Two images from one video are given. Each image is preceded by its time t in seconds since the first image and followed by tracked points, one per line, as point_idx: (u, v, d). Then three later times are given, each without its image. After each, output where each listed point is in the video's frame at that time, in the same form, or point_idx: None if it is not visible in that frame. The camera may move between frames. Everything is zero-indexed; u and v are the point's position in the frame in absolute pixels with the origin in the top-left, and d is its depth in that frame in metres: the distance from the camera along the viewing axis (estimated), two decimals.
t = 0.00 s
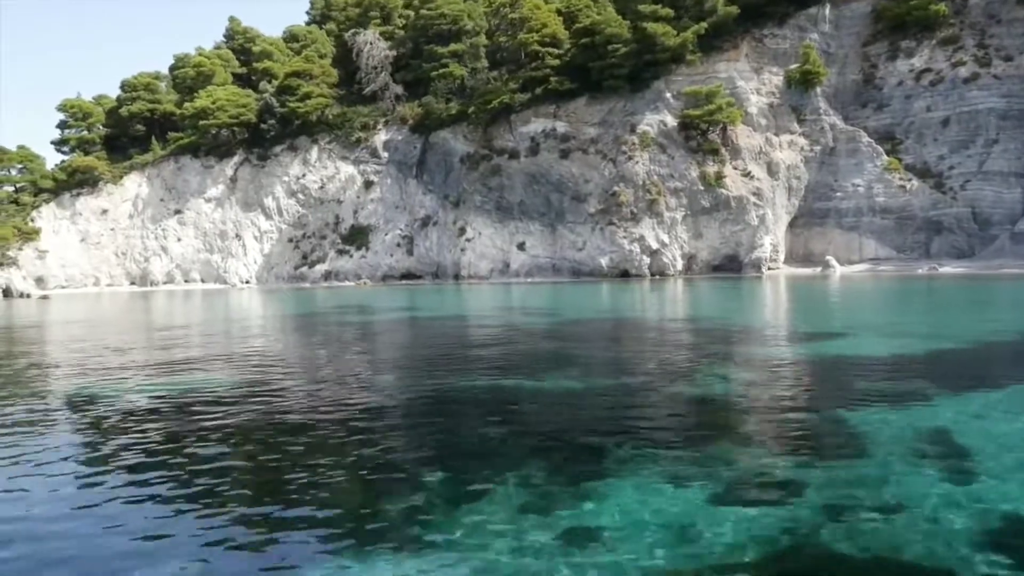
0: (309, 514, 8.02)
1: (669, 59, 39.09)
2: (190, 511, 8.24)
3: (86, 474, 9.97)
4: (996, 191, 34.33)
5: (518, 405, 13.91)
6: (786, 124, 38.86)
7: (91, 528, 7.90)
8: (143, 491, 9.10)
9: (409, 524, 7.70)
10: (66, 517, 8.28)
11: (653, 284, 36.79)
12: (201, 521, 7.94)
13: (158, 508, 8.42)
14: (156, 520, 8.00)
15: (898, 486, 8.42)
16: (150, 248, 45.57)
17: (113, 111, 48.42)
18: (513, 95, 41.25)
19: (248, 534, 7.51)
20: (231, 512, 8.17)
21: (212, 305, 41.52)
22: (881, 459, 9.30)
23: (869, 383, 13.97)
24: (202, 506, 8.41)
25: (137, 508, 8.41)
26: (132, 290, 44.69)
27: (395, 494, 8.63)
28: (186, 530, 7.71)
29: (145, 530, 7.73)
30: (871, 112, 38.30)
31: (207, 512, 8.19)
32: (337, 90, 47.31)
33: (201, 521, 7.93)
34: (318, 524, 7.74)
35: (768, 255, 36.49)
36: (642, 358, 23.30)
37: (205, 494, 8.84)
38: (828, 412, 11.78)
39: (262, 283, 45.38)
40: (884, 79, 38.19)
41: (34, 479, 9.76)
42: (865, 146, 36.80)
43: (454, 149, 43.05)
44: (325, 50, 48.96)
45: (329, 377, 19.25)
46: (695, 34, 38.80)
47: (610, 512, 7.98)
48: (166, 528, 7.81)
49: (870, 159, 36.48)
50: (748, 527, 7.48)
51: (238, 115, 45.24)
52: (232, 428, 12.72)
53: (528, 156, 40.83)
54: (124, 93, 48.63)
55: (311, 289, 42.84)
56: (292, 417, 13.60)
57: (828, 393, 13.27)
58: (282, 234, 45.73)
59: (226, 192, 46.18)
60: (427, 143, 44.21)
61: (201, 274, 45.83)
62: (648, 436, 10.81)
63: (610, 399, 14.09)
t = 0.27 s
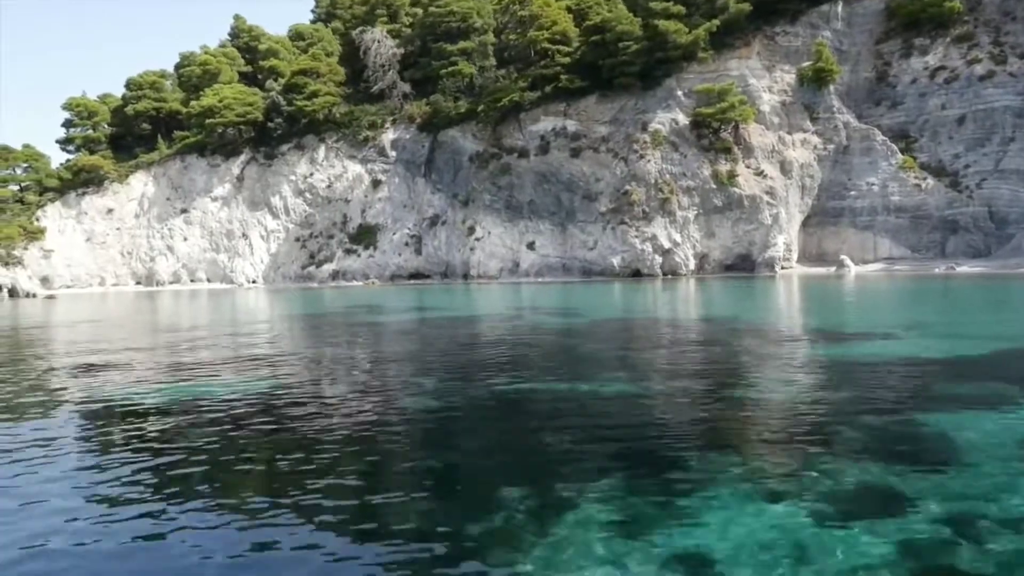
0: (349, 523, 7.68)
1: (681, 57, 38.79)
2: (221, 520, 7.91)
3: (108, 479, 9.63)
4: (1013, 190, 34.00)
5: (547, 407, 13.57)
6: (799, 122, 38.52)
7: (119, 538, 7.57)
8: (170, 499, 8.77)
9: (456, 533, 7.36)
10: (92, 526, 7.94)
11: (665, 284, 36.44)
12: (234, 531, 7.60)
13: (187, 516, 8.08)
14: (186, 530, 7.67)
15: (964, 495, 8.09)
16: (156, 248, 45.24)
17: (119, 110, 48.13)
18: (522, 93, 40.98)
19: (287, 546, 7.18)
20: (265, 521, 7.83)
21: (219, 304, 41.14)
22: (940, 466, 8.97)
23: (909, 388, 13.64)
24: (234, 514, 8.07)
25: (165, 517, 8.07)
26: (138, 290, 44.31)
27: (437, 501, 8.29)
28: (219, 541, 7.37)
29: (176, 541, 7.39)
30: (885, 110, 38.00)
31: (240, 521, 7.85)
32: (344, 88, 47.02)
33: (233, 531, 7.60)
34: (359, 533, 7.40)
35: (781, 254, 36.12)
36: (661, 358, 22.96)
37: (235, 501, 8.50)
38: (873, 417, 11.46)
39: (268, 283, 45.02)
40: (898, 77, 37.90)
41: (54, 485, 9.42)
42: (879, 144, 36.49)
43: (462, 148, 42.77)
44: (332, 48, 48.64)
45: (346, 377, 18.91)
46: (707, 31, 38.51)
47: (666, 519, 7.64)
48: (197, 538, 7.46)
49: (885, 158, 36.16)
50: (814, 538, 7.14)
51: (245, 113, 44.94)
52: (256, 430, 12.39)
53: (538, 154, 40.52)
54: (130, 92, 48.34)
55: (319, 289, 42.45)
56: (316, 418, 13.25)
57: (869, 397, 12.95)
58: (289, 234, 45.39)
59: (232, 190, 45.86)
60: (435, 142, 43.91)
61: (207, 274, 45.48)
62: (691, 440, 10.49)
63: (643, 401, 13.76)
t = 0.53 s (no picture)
0: (387, 529, 7.42)
1: (691, 55, 38.51)
2: (247, 526, 7.66)
3: (125, 484, 9.38)
4: None
5: (573, 407, 13.30)
6: (810, 121, 38.25)
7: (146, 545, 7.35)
8: (192, 503, 8.52)
9: (498, 538, 7.11)
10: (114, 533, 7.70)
11: (676, 284, 36.15)
12: (263, 538, 7.36)
13: (210, 522, 7.83)
14: (212, 536, 7.43)
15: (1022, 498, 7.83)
16: (161, 247, 44.96)
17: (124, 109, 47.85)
18: (531, 92, 40.77)
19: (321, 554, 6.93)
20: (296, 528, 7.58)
21: (224, 304, 40.82)
22: (993, 468, 8.71)
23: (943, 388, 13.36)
24: (262, 520, 7.83)
25: (188, 523, 7.84)
26: (143, 289, 43.99)
27: (475, 505, 8.03)
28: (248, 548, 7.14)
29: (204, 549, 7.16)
30: (896, 109, 37.74)
31: (269, 527, 7.63)
32: (351, 87, 46.74)
33: (260, 538, 7.35)
34: (394, 540, 7.15)
35: (793, 253, 35.86)
36: (676, 357, 22.71)
37: (261, 506, 8.25)
38: (913, 418, 11.19)
39: (274, 283, 44.73)
40: (910, 75, 37.63)
41: (70, 491, 9.17)
42: (891, 143, 36.22)
43: (470, 147, 42.54)
44: (338, 46, 48.33)
45: (361, 377, 18.64)
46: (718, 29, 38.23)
47: (715, 524, 7.37)
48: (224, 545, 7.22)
49: (897, 156, 35.89)
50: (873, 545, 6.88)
51: (251, 112, 44.66)
52: (277, 432, 12.11)
53: (546, 153, 40.25)
54: (134, 90, 48.05)
55: (325, 288, 42.14)
56: (337, 419, 12.98)
57: (904, 397, 12.68)
58: (295, 233, 45.11)
59: (238, 190, 45.59)
60: (443, 141, 43.65)
61: (213, 273, 45.21)
62: (730, 442, 10.22)
63: (672, 402, 13.50)
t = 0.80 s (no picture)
0: (436, 530, 7.08)
1: (703, 52, 38.19)
2: (281, 527, 7.34)
3: (152, 486, 9.06)
4: None
5: (606, 406, 12.97)
6: (823, 119, 37.93)
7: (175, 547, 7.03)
8: (225, 503, 8.23)
9: (552, 538, 6.81)
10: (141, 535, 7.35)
11: (688, 283, 35.86)
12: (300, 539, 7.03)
13: (244, 521, 7.56)
14: (245, 537, 7.11)
15: None
16: (167, 246, 44.68)
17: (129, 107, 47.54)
18: (541, 89, 40.46)
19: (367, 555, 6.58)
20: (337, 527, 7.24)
21: (232, 304, 40.50)
22: None
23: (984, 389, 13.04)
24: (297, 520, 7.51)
25: (217, 524, 7.53)
26: (149, 289, 43.69)
27: (523, 505, 7.72)
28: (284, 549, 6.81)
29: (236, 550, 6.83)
30: (910, 107, 37.44)
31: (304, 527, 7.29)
32: (358, 84, 46.44)
33: (296, 539, 7.03)
34: (444, 542, 6.82)
35: (806, 252, 35.56)
36: (696, 356, 22.41)
37: (297, 506, 7.94)
38: (962, 419, 10.87)
39: (282, 282, 44.43)
40: (924, 73, 37.32)
41: (95, 493, 8.86)
42: (905, 141, 35.92)
43: (479, 145, 42.31)
44: (344, 44, 47.97)
45: (380, 376, 18.32)
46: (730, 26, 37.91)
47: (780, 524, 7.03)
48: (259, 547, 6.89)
49: (911, 154, 35.59)
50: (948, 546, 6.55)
51: (258, 110, 44.34)
52: (305, 432, 11.78)
53: (556, 151, 39.97)
54: (140, 88, 47.73)
55: (333, 288, 41.83)
56: (364, 418, 12.65)
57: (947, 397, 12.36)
58: (302, 232, 44.81)
59: (244, 188, 45.30)
60: (451, 139, 43.36)
61: (220, 273, 44.92)
62: (777, 442, 9.92)
63: (706, 402, 13.20)
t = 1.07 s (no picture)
0: (486, 529, 6.83)
1: (715, 50, 37.91)
2: (317, 526, 7.11)
3: (181, 485, 8.80)
4: None
5: (639, 405, 12.72)
6: (835, 117, 37.66)
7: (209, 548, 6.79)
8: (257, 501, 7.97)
9: (610, 537, 6.53)
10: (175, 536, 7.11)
11: (701, 282, 35.58)
12: (336, 538, 6.80)
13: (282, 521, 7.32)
14: (281, 536, 6.88)
15: None
16: (174, 245, 44.39)
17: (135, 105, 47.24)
18: (551, 87, 40.18)
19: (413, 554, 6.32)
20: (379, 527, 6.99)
21: (239, 303, 40.19)
22: None
23: None
24: (333, 520, 7.28)
25: (251, 523, 7.28)
26: (155, 288, 43.36)
27: (574, 504, 7.44)
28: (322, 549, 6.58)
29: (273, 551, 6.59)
30: (923, 104, 37.16)
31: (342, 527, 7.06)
32: (365, 82, 46.18)
33: (335, 538, 6.77)
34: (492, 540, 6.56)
35: (820, 251, 35.26)
36: (715, 355, 22.16)
37: (335, 505, 7.70)
38: (1011, 419, 10.57)
39: (289, 282, 44.13)
40: (937, 70, 37.04)
41: (121, 493, 8.60)
42: (919, 138, 35.63)
43: (488, 144, 42.07)
44: (351, 43, 47.70)
45: (400, 376, 18.07)
46: (742, 23, 37.62)
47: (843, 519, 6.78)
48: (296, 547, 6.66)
49: (926, 152, 35.30)
50: None
51: (265, 108, 44.03)
52: (335, 432, 11.52)
53: (566, 149, 39.71)
54: (146, 86, 47.45)
55: (341, 287, 41.54)
56: (394, 418, 12.40)
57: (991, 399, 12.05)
58: (309, 231, 44.53)
59: (251, 187, 45.03)
60: (459, 137, 43.11)
61: (226, 272, 44.63)
62: (825, 441, 9.62)
63: (741, 401, 12.91)
